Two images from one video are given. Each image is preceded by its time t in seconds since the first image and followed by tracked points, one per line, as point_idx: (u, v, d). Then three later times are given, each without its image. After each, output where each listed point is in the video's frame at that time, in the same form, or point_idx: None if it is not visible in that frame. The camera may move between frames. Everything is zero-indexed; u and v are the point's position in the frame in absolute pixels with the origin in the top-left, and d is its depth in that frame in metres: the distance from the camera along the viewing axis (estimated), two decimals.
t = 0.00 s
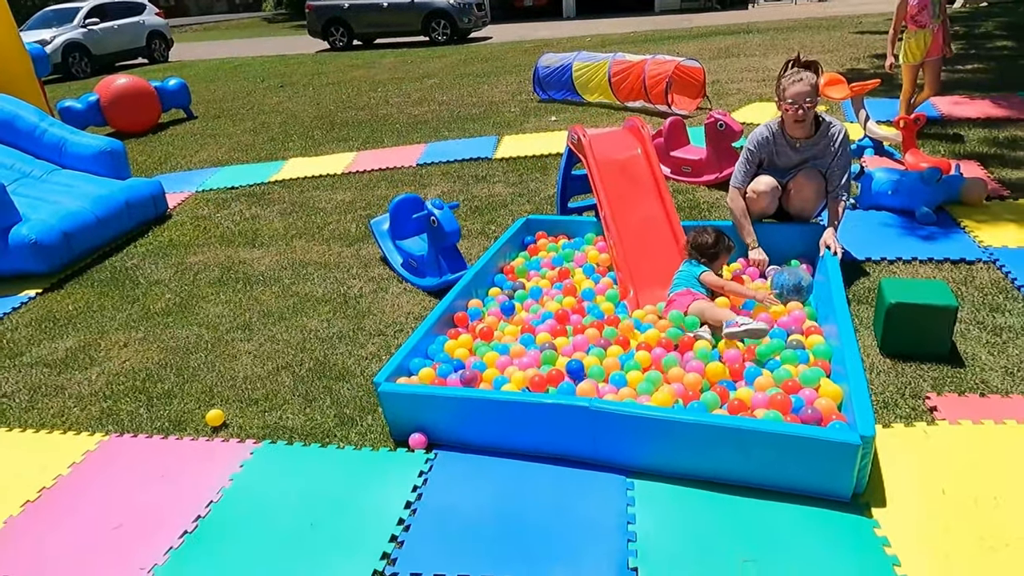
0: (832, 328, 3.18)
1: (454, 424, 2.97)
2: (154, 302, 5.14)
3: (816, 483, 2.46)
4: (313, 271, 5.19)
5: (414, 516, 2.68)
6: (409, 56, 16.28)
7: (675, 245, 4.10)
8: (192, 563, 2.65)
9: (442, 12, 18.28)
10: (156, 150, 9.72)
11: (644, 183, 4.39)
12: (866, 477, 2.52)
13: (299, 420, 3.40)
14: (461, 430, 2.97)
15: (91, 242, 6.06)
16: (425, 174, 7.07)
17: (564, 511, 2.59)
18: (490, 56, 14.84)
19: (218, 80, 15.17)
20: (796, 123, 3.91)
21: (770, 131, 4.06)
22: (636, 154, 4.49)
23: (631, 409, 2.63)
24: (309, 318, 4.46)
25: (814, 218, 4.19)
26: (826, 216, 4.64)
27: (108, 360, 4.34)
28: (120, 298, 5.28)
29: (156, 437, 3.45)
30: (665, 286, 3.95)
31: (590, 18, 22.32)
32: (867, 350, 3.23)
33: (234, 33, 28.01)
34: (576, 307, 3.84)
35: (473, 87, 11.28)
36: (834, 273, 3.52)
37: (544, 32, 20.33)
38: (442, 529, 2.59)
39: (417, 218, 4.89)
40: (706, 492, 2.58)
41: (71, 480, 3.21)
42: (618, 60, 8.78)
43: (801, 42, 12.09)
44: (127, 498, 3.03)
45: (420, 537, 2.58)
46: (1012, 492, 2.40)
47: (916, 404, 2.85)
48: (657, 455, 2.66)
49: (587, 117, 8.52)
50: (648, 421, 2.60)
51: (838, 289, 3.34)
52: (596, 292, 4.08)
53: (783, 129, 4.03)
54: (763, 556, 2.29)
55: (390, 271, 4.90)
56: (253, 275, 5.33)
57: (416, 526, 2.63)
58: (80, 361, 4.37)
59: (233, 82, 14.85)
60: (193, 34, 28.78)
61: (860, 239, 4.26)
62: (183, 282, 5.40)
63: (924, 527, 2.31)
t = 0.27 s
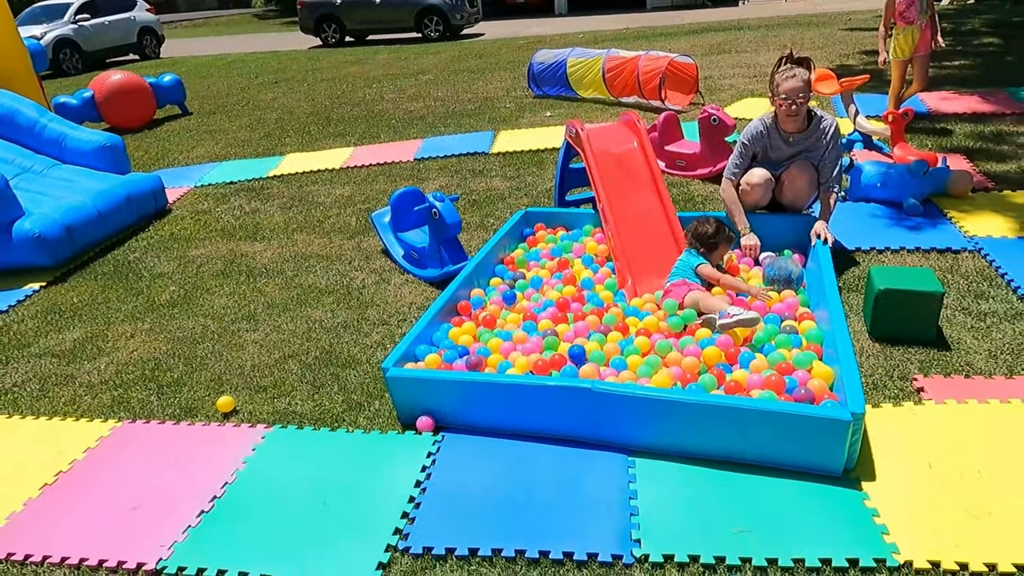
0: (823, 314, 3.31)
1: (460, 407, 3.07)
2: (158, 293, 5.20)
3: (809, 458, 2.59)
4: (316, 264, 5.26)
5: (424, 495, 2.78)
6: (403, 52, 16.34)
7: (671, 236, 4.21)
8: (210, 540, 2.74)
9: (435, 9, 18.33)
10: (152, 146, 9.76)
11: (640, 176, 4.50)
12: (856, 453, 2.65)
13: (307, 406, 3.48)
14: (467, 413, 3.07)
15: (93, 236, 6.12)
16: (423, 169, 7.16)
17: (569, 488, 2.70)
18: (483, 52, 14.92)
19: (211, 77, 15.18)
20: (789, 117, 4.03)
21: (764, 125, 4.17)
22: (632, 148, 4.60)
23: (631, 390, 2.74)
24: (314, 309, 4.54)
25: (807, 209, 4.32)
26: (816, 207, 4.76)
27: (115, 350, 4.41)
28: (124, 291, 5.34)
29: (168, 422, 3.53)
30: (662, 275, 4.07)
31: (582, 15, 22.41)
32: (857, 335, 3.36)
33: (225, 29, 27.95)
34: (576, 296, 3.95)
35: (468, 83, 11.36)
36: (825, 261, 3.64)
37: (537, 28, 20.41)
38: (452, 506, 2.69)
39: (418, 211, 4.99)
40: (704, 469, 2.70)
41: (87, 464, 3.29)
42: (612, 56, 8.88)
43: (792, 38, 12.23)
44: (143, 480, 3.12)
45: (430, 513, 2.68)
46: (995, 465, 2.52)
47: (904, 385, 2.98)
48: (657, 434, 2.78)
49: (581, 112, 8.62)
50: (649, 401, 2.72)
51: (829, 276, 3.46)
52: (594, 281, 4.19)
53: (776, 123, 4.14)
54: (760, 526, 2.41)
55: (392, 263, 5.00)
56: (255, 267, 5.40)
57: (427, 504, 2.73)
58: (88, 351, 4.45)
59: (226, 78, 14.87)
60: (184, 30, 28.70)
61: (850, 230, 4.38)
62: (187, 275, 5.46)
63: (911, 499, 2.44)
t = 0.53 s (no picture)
0: (811, 307, 3.38)
1: (456, 399, 3.12)
2: (153, 289, 5.20)
3: (795, 446, 2.66)
4: (310, 260, 5.25)
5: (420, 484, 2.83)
6: (395, 51, 16.35)
7: (663, 234, 4.28)
8: (209, 529, 2.78)
9: (428, 8, 18.34)
10: (144, 144, 9.75)
11: (632, 173, 4.56)
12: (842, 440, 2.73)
13: (305, 399, 3.49)
14: (462, 405, 3.12)
15: (87, 233, 6.13)
16: (416, 167, 7.19)
17: (562, 475, 2.76)
18: (476, 51, 14.95)
19: (202, 75, 15.15)
20: (779, 116, 4.10)
21: (754, 124, 4.25)
22: (624, 146, 4.66)
23: (623, 380, 2.81)
24: (309, 305, 4.51)
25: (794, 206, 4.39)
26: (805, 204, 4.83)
27: (111, 345, 4.41)
28: (119, 287, 5.34)
29: (165, 415, 3.54)
30: (654, 272, 4.14)
31: (574, 14, 22.47)
32: (844, 328, 3.44)
33: (215, 27, 27.84)
34: (569, 292, 4.01)
35: (460, 82, 11.39)
36: (812, 256, 3.70)
37: (529, 28, 20.46)
38: (449, 495, 2.75)
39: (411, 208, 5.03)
40: (693, 458, 2.77)
41: (86, 456, 3.32)
42: (603, 55, 8.94)
43: (782, 39, 12.33)
44: (141, 472, 3.15)
45: (428, 501, 2.73)
46: (974, 452, 2.60)
47: (888, 376, 3.06)
48: (647, 423, 2.84)
49: (573, 111, 8.67)
50: (642, 392, 2.78)
51: (815, 270, 3.54)
52: (587, 276, 4.25)
53: (766, 122, 4.22)
54: (749, 511, 2.48)
55: (385, 259, 5.04)
56: (250, 263, 5.39)
57: (424, 493, 2.78)
58: (84, 346, 4.44)
59: (218, 77, 14.84)
60: (174, 28, 28.57)
61: (839, 226, 4.46)
62: (181, 272, 5.41)
63: (895, 484, 2.51)
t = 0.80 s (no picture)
0: (785, 306, 3.42)
1: (434, 398, 3.13)
2: (132, 290, 5.17)
3: (768, 443, 2.70)
4: (292, 261, 5.24)
5: (398, 483, 2.84)
6: (380, 53, 16.34)
7: (643, 233, 4.30)
8: (186, 528, 2.78)
9: (413, 10, 18.33)
10: (126, 145, 9.68)
11: (613, 174, 4.59)
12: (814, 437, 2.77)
13: (284, 399, 3.49)
14: (440, 404, 3.14)
15: (66, 234, 6.08)
16: (399, 168, 7.20)
17: (539, 473, 2.78)
18: (461, 53, 14.96)
19: (185, 76, 15.06)
20: (755, 118, 4.15)
21: (731, 126, 4.29)
22: (605, 146, 4.69)
23: (599, 378, 2.83)
24: (291, 305, 4.50)
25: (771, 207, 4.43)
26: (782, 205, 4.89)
27: (89, 346, 4.37)
28: (97, 287, 5.30)
29: (143, 416, 3.53)
30: (634, 271, 4.16)
31: (559, 18, 22.54)
32: (818, 327, 3.49)
33: (199, 28, 27.69)
34: (549, 292, 4.03)
35: (445, 84, 11.42)
36: (788, 256, 3.73)
37: (514, 31, 20.53)
38: (426, 493, 2.76)
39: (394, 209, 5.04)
40: (669, 454, 2.81)
41: (63, 456, 3.30)
42: (587, 58, 8.99)
43: (764, 43, 12.45)
44: (118, 472, 3.14)
45: (406, 499, 2.74)
46: (942, 446, 2.66)
47: (861, 373, 3.12)
48: (623, 420, 2.87)
49: (557, 114, 8.71)
50: (618, 389, 2.81)
51: (790, 271, 3.57)
52: (568, 276, 4.28)
53: (743, 123, 4.27)
54: (722, 506, 2.51)
55: (367, 260, 5.04)
56: (231, 264, 5.36)
57: (402, 491, 2.79)
58: (61, 347, 4.40)
59: (201, 78, 14.77)
60: (157, 29, 28.39)
61: (816, 227, 4.51)
62: (162, 273, 5.38)
63: (865, 478, 2.56)
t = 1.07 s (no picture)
0: (748, 311, 3.42)
1: (393, 405, 3.08)
2: (94, 294, 5.07)
3: (726, 449, 2.68)
4: (258, 266, 5.17)
5: (353, 492, 2.78)
6: (359, 58, 16.27)
7: (611, 238, 4.28)
8: (133, 539, 2.71)
9: (393, 15, 18.27)
10: (96, 147, 9.53)
11: (582, 179, 4.58)
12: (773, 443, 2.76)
13: (242, 407, 3.42)
14: (399, 411, 3.09)
15: (28, 238, 5.95)
16: (372, 173, 7.15)
17: (496, 481, 2.74)
18: (440, 59, 14.92)
19: (161, 79, 14.90)
20: (723, 127, 4.15)
21: (699, 134, 4.30)
22: (574, 152, 4.68)
23: (559, 384, 2.80)
24: (255, 310, 4.43)
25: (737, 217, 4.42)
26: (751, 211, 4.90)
27: (45, 352, 4.27)
28: (57, 292, 5.18)
29: (96, 424, 3.44)
30: (601, 276, 4.14)
31: (540, 25, 22.58)
32: (781, 333, 3.49)
33: (177, 31, 27.44)
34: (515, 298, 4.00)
35: (422, 89, 11.38)
36: (753, 261, 3.74)
37: (495, 37, 20.54)
38: (382, 500, 2.71)
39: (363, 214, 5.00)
40: (628, 461, 2.78)
41: (10, 466, 3.21)
42: (563, 64, 9.00)
43: (741, 51, 12.55)
44: (66, 482, 3.06)
45: (360, 508, 2.69)
46: (899, 452, 2.66)
47: (822, 379, 3.11)
48: (583, 427, 2.84)
49: (533, 120, 8.71)
50: (577, 396, 2.78)
51: (753, 276, 3.58)
52: (534, 282, 4.26)
53: (711, 131, 4.27)
54: (679, 514, 2.49)
55: (335, 265, 4.98)
56: (196, 269, 5.26)
57: (356, 500, 2.73)
58: (17, 353, 4.30)
59: (176, 81, 14.62)
60: (135, 31, 28.11)
61: (782, 233, 4.53)
62: (124, 277, 5.28)
63: (823, 485, 2.55)
